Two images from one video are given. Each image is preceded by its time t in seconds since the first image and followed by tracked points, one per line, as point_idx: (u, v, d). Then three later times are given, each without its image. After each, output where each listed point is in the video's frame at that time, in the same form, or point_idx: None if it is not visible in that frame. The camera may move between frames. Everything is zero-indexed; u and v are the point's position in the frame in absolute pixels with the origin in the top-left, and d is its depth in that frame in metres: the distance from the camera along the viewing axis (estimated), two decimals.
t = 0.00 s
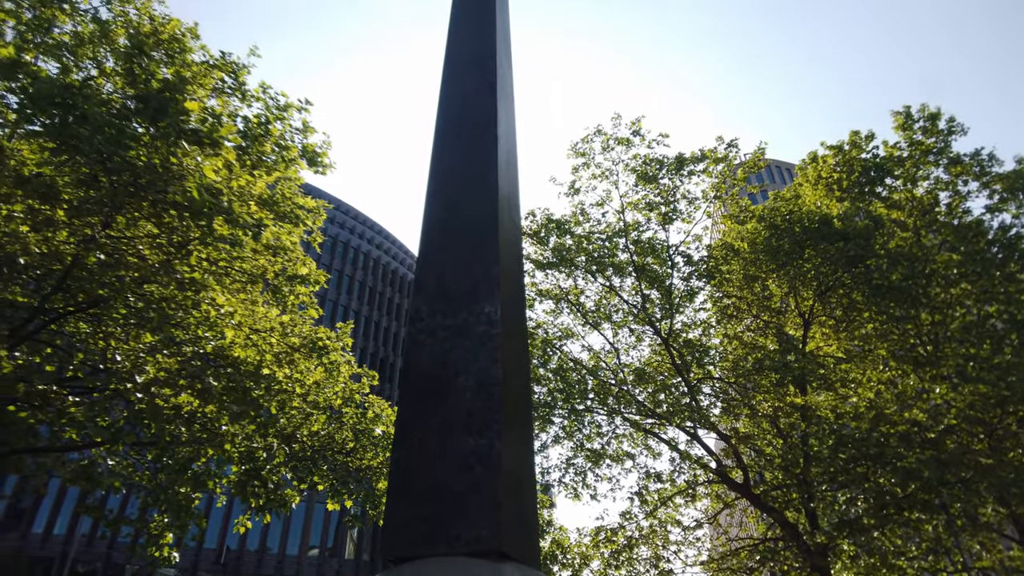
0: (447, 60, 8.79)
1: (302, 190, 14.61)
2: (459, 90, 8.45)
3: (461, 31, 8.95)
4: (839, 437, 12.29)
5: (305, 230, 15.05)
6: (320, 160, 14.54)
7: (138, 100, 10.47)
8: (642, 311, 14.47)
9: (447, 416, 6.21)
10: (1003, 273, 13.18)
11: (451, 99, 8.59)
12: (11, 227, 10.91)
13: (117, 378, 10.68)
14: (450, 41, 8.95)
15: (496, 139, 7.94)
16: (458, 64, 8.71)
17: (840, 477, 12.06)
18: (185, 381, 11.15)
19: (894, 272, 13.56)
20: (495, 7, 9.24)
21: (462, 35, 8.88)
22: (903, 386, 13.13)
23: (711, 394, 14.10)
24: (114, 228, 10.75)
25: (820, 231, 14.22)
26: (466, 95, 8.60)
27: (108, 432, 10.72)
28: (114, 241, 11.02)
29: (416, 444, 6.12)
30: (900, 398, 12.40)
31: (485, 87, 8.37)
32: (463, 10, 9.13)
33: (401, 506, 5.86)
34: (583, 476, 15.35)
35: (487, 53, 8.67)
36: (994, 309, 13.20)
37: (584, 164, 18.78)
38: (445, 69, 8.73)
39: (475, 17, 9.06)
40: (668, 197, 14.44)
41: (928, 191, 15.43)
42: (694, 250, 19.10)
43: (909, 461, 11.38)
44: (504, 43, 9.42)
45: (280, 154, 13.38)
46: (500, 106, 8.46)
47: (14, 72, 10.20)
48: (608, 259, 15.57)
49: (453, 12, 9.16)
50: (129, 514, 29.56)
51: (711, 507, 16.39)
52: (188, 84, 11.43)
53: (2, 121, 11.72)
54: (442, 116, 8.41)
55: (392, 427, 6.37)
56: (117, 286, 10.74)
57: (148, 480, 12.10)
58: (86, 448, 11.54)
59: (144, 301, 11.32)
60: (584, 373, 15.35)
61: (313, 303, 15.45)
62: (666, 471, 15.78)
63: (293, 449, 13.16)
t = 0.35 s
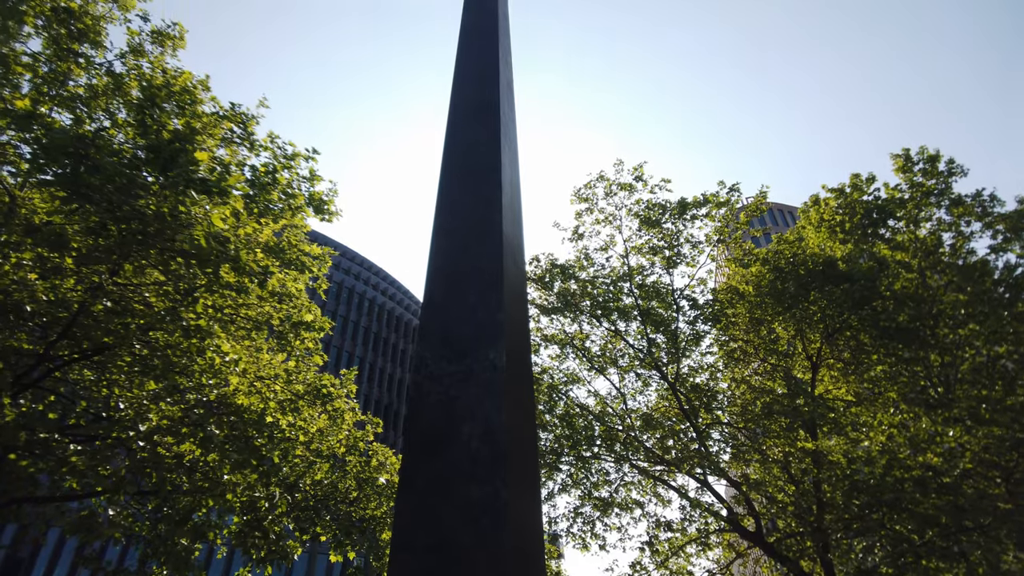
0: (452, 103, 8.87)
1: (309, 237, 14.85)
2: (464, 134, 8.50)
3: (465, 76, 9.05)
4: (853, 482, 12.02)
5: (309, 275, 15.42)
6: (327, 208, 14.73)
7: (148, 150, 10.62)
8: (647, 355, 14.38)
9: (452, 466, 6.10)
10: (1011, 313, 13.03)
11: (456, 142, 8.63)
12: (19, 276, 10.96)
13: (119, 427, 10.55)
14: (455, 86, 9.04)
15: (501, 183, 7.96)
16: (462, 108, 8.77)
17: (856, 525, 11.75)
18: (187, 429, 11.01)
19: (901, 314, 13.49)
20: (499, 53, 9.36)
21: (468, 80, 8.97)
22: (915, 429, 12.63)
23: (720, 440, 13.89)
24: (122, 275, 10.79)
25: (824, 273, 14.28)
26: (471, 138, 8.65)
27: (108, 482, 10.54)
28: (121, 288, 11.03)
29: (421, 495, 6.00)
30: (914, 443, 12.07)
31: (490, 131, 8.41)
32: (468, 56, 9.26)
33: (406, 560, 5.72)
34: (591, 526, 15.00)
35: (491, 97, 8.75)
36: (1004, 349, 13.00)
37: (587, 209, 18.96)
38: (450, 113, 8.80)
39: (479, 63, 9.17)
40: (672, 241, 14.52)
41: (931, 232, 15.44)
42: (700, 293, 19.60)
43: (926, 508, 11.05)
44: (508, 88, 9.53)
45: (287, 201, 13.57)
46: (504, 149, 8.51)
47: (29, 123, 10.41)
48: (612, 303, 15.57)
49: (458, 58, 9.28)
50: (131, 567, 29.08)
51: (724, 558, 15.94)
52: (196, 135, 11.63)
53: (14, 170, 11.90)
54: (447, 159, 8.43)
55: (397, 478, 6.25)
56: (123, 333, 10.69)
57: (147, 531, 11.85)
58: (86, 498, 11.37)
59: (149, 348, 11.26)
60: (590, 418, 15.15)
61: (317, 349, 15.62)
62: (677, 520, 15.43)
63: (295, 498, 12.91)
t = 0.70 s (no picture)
0: (455, 146, 8.95)
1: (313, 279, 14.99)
2: (467, 175, 8.56)
3: (468, 119, 9.15)
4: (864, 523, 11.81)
5: (313, 318, 15.52)
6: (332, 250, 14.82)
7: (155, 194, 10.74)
8: (652, 396, 14.26)
9: (455, 513, 6.02)
10: (1018, 349, 12.89)
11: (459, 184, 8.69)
12: (23, 318, 10.99)
13: (118, 471, 10.41)
14: (458, 129, 9.15)
15: (505, 224, 7.96)
16: (465, 150, 8.86)
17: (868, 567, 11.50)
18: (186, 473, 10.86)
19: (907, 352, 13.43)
20: (502, 96, 9.48)
21: (470, 123, 9.05)
22: (926, 470, 12.37)
23: (727, 481, 13.68)
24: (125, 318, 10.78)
25: (829, 312, 14.11)
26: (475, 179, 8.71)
27: (105, 528, 10.34)
28: (124, 331, 11.02)
29: (423, 543, 5.92)
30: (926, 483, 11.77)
31: (493, 171, 8.46)
32: (470, 100, 9.38)
33: None
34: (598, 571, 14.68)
35: (494, 139, 8.83)
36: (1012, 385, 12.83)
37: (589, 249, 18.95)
38: (454, 156, 8.87)
39: (482, 106, 9.28)
40: (674, 280, 14.57)
41: (934, 268, 15.41)
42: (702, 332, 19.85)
43: (940, 550, 10.78)
44: (510, 131, 9.61)
45: (291, 244, 13.67)
46: (507, 190, 8.54)
47: (37, 167, 10.54)
48: (616, 343, 15.54)
49: (460, 102, 9.41)
50: None
51: None
52: (203, 179, 11.71)
53: (22, 213, 12.03)
54: (451, 200, 8.47)
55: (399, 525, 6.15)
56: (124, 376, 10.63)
57: None
58: (83, 544, 11.16)
59: (150, 391, 11.18)
60: (596, 460, 14.96)
61: (320, 391, 15.62)
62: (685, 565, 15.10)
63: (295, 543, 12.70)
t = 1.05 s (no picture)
0: (457, 188, 9.01)
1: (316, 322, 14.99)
2: (470, 216, 8.58)
3: (469, 161, 9.22)
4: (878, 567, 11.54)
5: (315, 360, 15.44)
6: (334, 292, 14.83)
7: (159, 239, 10.80)
8: (658, 437, 14.09)
9: (458, 562, 5.88)
10: None
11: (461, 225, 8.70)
12: (25, 363, 10.96)
13: (115, 518, 10.22)
14: (460, 170, 9.22)
15: (507, 265, 7.94)
16: (467, 191, 8.91)
17: None
18: (185, 519, 10.67)
19: (914, 390, 13.29)
20: (503, 138, 9.58)
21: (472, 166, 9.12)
22: (939, 509, 12.10)
23: (736, 525, 13.42)
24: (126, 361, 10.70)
25: (832, 350, 14.07)
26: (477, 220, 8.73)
27: None
28: (126, 375, 10.94)
29: None
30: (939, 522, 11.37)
31: (495, 212, 8.48)
32: (472, 142, 9.47)
33: None
34: None
35: (496, 180, 8.88)
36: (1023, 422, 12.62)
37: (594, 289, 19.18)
38: (456, 199, 8.92)
39: (484, 148, 9.37)
40: (677, 320, 14.54)
41: (938, 304, 15.38)
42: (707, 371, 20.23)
43: None
44: (513, 174, 9.68)
45: (295, 287, 13.79)
46: (509, 230, 8.55)
47: (45, 213, 10.63)
48: (620, 383, 15.44)
49: (462, 144, 9.50)
50: None
51: None
52: (208, 224, 11.82)
53: (28, 256, 12.09)
54: (453, 241, 8.48)
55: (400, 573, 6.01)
56: (125, 420, 10.51)
57: None
58: None
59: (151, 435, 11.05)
60: (601, 504, 14.76)
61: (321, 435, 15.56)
62: None
63: None
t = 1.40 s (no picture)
0: (459, 224, 9.05)
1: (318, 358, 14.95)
2: (473, 253, 8.56)
3: (472, 198, 9.24)
4: None
5: (317, 397, 15.36)
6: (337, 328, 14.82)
7: (162, 275, 10.82)
8: (664, 473, 13.91)
9: None
10: None
11: (463, 261, 8.69)
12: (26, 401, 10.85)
13: (112, 559, 10.03)
14: (463, 207, 9.24)
15: (510, 299, 7.91)
16: (470, 228, 8.91)
17: None
18: (184, 560, 10.48)
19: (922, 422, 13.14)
20: (505, 175, 9.62)
21: (473, 202, 9.18)
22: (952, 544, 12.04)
23: (746, 563, 13.14)
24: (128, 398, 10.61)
25: (838, 382, 14.18)
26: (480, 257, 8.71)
27: None
28: (127, 412, 10.86)
29: None
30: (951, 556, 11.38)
31: (498, 248, 8.47)
32: (473, 179, 9.53)
33: None
34: None
35: (499, 217, 8.90)
36: None
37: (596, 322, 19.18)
38: (458, 235, 8.96)
39: (486, 184, 9.44)
40: (681, 353, 14.47)
41: (943, 335, 15.30)
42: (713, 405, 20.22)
43: None
44: (515, 209, 9.72)
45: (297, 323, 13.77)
46: (512, 267, 8.52)
47: (51, 251, 10.68)
48: (625, 418, 15.31)
49: (464, 181, 9.56)
50: None
51: None
52: (211, 261, 11.88)
53: (33, 293, 12.11)
54: (456, 279, 8.45)
55: None
56: (125, 458, 10.39)
57: None
58: None
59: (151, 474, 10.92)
60: (608, 543, 14.51)
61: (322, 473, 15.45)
62: None
63: None
